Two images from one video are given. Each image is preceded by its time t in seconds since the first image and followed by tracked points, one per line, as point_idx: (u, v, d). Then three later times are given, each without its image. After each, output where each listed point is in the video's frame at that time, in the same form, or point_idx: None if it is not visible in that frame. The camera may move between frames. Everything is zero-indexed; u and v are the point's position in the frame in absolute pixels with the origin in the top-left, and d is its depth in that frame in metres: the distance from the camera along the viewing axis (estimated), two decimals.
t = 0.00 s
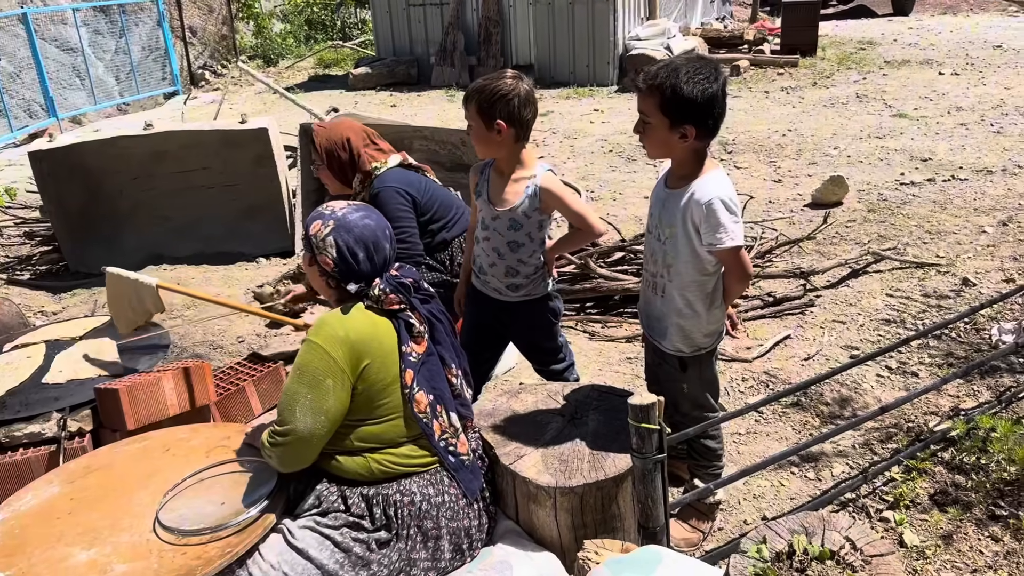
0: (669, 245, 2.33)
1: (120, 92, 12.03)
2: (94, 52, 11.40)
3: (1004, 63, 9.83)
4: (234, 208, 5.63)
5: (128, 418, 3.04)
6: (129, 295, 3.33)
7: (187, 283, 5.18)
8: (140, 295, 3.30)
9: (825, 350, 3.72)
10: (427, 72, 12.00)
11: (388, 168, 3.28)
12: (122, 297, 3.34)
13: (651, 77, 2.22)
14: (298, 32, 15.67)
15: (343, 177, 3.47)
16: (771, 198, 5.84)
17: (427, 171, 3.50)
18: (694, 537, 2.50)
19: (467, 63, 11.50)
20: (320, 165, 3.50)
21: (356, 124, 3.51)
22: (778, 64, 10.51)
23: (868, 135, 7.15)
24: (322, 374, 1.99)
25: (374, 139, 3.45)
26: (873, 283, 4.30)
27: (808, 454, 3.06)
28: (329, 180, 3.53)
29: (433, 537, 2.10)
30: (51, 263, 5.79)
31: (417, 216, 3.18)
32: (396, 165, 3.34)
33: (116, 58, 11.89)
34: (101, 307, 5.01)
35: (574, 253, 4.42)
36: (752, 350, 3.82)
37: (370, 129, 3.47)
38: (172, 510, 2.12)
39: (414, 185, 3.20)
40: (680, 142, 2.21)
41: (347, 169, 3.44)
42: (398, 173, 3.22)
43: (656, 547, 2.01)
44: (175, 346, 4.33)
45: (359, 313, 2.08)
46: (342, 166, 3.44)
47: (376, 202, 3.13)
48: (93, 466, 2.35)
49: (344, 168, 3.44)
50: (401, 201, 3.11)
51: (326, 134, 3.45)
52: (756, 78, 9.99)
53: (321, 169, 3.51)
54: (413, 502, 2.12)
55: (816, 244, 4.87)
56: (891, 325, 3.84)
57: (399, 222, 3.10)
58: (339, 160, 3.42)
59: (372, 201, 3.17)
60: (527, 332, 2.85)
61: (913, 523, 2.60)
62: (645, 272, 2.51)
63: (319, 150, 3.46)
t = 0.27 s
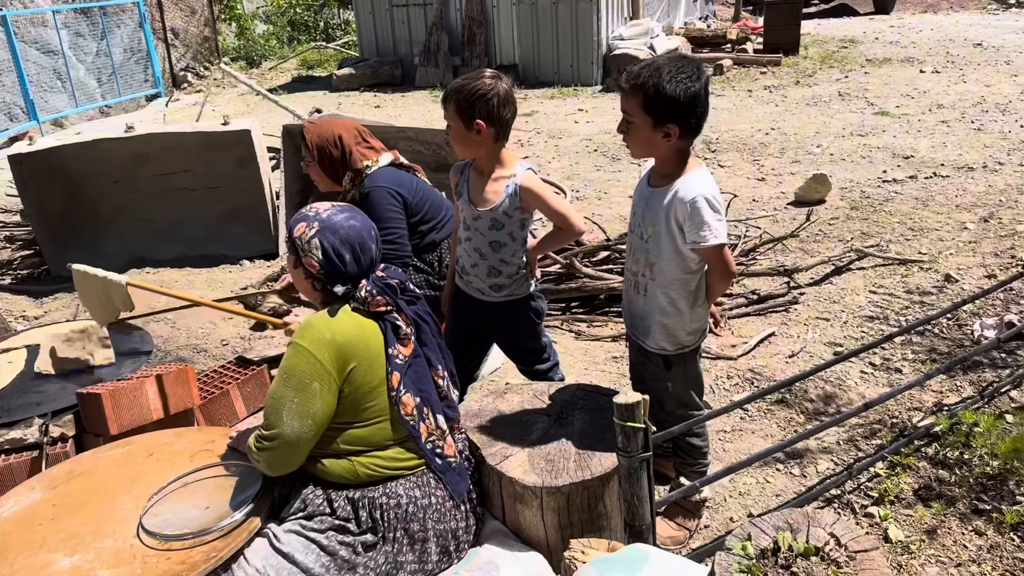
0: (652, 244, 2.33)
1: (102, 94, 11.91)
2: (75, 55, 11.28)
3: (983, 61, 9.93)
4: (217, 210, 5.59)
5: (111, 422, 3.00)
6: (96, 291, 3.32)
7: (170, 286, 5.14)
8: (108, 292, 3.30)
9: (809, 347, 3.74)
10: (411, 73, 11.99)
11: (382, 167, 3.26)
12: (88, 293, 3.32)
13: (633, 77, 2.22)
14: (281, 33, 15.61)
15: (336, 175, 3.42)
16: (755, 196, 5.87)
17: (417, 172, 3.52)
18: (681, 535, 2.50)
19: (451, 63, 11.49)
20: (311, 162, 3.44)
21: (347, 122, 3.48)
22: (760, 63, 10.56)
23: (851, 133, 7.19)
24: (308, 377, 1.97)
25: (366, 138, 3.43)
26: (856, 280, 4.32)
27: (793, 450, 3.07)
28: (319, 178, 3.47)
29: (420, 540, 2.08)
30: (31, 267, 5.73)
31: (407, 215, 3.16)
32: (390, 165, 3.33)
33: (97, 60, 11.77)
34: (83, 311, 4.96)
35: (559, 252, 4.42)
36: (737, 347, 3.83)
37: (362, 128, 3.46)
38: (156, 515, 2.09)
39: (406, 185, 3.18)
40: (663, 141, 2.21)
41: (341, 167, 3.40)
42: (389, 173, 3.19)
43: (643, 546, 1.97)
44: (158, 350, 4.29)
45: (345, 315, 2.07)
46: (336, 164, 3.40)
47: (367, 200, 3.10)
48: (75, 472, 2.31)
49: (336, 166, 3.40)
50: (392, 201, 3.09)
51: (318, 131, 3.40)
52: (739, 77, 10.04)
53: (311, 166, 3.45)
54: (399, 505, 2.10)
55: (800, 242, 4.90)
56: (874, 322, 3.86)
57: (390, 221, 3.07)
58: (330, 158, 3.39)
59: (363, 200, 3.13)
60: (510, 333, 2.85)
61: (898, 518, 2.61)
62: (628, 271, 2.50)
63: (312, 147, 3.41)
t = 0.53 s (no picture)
0: (636, 242, 2.33)
1: (85, 95, 11.81)
2: (58, 55, 11.18)
3: (966, 58, 10.00)
4: (202, 211, 5.55)
5: (94, 426, 2.97)
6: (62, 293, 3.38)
7: (154, 288, 5.10)
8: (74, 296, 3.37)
9: (794, 344, 3.75)
10: (397, 72, 11.97)
11: (387, 165, 3.09)
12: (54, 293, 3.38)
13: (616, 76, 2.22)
14: (266, 33, 15.54)
15: (339, 166, 3.17)
16: (741, 194, 5.89)
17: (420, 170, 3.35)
18: (667, 532, 2.50)
19: (437, 62, 11.47)
20: (313, 149, 3.17)
21: (355, 109, 3.22)
22: (745, 62, 10.60)
23: (835, 130, 7.23)
24: (293, 374, 1.96)
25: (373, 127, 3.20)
26: (841, 276, 4.34)
27: (778, 447, 3.08)
28: (320, 165, 3.20)
29: (408, 541, 2.07)
30: (14, 270, 5.67)
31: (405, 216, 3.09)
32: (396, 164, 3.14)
33: (81, 61, 11.67)
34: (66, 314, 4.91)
35: (545, 251, 4.41)
36: (722, 345, 3.84)
37: (370, 118, 3.20)
38: (141, 518, 2.06)
39: (407, 184, 3.09)
40: (646, 139, 2.21)
41: (345, 157, 3.15)
42: (393, 170, 3.09)
43: (633, 544, 1.92)
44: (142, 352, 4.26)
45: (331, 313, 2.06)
46: (342, 154, 3.14)
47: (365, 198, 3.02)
48: (59, 475, 2.28)
49: (340, 156, 3.15)
50: (392, 202, 3.02)
51: (325, 118, 3.12)
52: (724, 75, 10.07)
53: (313, 152, 3.18)
54: (386, 505, 2.09)
55: (785, 239, 4.92)
56: (859, 318, 3.88)
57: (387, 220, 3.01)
58: (335, 147, 3.13)
59: (361, 198, 3.04)
60: (496, 332, 2.85)
61: (883, 514, 2.62)
62: (612, 269, 2.50)
63: (317, 132, 3.12)
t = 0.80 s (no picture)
0: (627, 239, 2.33)
1: (73, 95, 11.75)
2: (46, 55, 11.11)
3: (954, 55, 10.05)
4: (191, 211, 5.53)
5: (83, 428, 2.95)
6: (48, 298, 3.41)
7: (143, 289, 5.08)
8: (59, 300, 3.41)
9: (784, 340, 3.76)
10: (386, 70, 11.95)
11: (396, 159, 3.05)
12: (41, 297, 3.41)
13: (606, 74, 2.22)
14: (255, 31, 15.48)
15: (352, 154, 3.14)
16: (731, 191, 5.90)
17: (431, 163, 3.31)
18: (659, 529, 2.51)
19: (426, 61, 11.46)
20: (328, 135, 3.13)
21: (372, 97, 3.16)
22: (735, 59, 10.62)
23: (824, 127, 7.26)
24: (279, 367, 1.96)
25: (390, 119, 3.17)
26: (831, 273, 4.36)
27: (769, 443, 3.09)
28: (334, 151, 3.17)
29: (396, 535, 2.06)
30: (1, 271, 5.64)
31: (410, 215, 3.05)
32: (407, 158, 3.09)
33: (69, 60, 11.59)
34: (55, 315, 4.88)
35: (536, 249, 4.41)
36: (713, 342, 3.85)
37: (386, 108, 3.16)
38: (133, 520, 2.05)
39: (414, 184, 3.05)
40: (637, 137, 2.20)
41: (359, 147, 3.11)
42: (402, 167, 3.04)
43: (623, 542, 1.92)
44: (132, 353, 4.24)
45: (316, 306, 2.06)
46: (356, 142, 3.10)
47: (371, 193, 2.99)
48: (49, 476, 2.26)
49: (354, 144, 3.11)
50: (397, 200, 2.99)
51: (341, 105, 3.07)
52: (713, 73, 10.09)
53: (327, 138, 3.14)
54: (374, 498, 2.08)
55: (774, 236, 4.93)
56: (848, 315, 3.90)
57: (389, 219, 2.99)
58: (350, 135, 3.09)
59: (367, 193, 3.01)
60: (487, 331, 2.84)
61: (873, 509, 2.63)
62: (603, 267, 2.50)
63: (333, 119, 3.08)
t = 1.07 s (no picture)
0: (623, 236, 2.33)
1: (65, 93, 11.69)
2: (38, 53, 11.05)
3: (947, 51, 10.08)
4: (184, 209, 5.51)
5: (77, 428, 2.94)
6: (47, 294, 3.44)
7: (136, 288, 5.06)
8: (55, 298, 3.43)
9: (778, 337, 3.77)
10: (380, 68, 11.93)
11: (399, 155, 3.03)
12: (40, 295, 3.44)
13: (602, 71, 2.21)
14: (247, 29, 15.43)
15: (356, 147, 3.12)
16: (725, 188, 5.91)
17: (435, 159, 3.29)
18: (654, 526, 2.51)
19: (420, 58, 11.44)
20: (333, 127, 3.11)
21: (377, 92, 3.16)
22: (729, 56, 10.63)
23: (818, 124, 7.27)
24: (273, 360, 1.96)
25: (396, 115, 3.16)
26: (824, 270, 4.37)
27: (763, 440, 3.09)
28: (338, 144, 3.15)
29: (390, 529, 2.06)
30: None
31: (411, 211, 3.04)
32: (410, 154, 3.08)
33: (61, 59, 11.53)
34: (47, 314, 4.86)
35: (531, 247, 4.41)
36: (707, 339, 3.86)
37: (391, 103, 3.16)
38: (127, 519, 2.03)
39: (415, 182, 3.04)
40: (632, 134, 2.20)
41: (364, 140, 3.09)
42: (404, 163, 3.02)
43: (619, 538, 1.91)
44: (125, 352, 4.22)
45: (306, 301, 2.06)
46: (361, 135, 3.09)
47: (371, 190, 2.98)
48: (42, 476, 2.24)
49: (360, 138, 3.09)
50: (397, 197, 2.97)
51: (347, 98, 3.06)
52: (707, 70, 10.10)
53: (332, 130, 3.13)
54: (368, 492, 2.07)
55: (768, 233, 4.94)
56: (842, 311, 3.91)
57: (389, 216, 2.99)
58: (355, 128, 3.08)
59: (368, 188, 3.00)
60: (482, 329, 2.84)
61: (868, 505, 2.64)
62: (599, 264, 2.50)
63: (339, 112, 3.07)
